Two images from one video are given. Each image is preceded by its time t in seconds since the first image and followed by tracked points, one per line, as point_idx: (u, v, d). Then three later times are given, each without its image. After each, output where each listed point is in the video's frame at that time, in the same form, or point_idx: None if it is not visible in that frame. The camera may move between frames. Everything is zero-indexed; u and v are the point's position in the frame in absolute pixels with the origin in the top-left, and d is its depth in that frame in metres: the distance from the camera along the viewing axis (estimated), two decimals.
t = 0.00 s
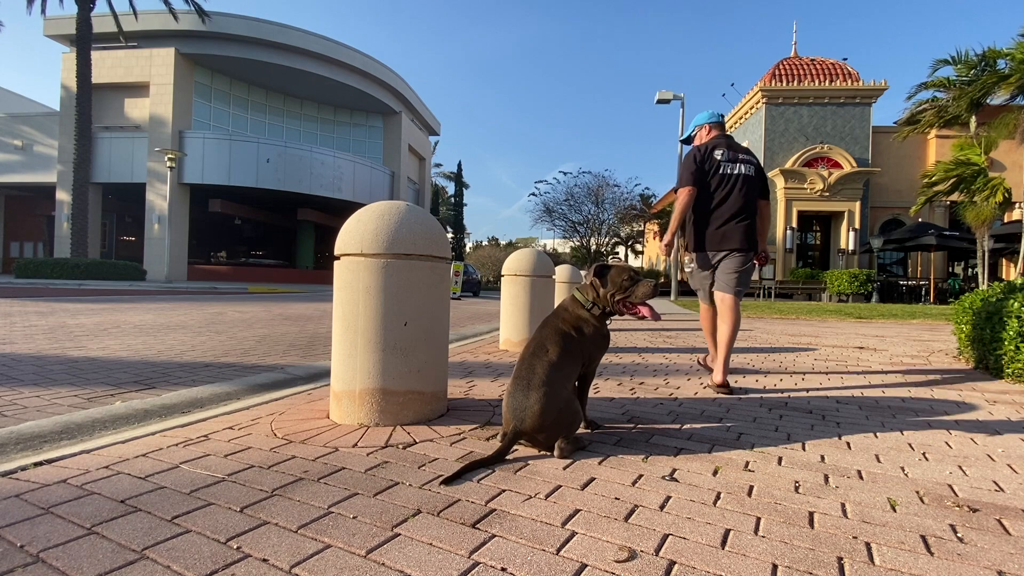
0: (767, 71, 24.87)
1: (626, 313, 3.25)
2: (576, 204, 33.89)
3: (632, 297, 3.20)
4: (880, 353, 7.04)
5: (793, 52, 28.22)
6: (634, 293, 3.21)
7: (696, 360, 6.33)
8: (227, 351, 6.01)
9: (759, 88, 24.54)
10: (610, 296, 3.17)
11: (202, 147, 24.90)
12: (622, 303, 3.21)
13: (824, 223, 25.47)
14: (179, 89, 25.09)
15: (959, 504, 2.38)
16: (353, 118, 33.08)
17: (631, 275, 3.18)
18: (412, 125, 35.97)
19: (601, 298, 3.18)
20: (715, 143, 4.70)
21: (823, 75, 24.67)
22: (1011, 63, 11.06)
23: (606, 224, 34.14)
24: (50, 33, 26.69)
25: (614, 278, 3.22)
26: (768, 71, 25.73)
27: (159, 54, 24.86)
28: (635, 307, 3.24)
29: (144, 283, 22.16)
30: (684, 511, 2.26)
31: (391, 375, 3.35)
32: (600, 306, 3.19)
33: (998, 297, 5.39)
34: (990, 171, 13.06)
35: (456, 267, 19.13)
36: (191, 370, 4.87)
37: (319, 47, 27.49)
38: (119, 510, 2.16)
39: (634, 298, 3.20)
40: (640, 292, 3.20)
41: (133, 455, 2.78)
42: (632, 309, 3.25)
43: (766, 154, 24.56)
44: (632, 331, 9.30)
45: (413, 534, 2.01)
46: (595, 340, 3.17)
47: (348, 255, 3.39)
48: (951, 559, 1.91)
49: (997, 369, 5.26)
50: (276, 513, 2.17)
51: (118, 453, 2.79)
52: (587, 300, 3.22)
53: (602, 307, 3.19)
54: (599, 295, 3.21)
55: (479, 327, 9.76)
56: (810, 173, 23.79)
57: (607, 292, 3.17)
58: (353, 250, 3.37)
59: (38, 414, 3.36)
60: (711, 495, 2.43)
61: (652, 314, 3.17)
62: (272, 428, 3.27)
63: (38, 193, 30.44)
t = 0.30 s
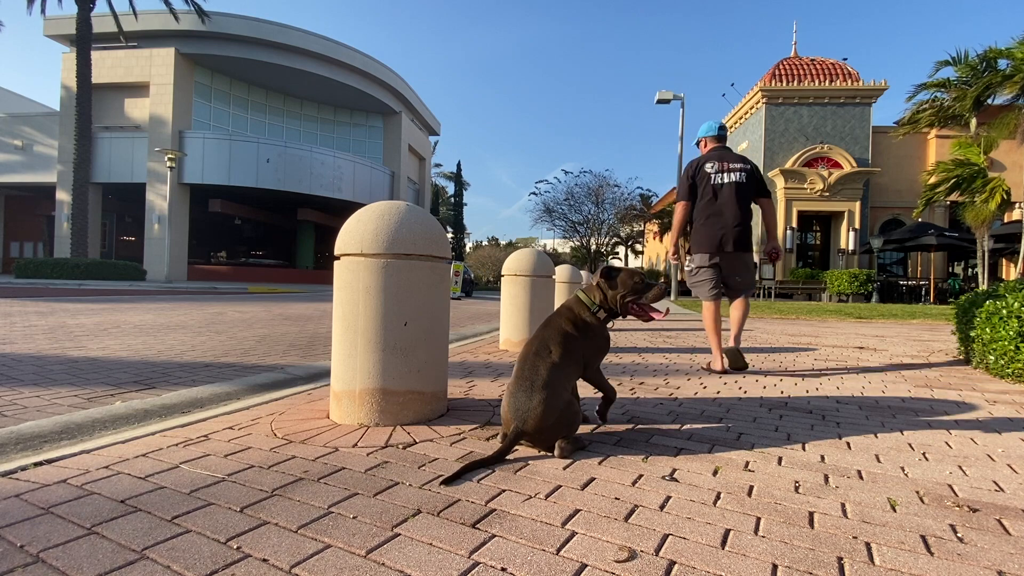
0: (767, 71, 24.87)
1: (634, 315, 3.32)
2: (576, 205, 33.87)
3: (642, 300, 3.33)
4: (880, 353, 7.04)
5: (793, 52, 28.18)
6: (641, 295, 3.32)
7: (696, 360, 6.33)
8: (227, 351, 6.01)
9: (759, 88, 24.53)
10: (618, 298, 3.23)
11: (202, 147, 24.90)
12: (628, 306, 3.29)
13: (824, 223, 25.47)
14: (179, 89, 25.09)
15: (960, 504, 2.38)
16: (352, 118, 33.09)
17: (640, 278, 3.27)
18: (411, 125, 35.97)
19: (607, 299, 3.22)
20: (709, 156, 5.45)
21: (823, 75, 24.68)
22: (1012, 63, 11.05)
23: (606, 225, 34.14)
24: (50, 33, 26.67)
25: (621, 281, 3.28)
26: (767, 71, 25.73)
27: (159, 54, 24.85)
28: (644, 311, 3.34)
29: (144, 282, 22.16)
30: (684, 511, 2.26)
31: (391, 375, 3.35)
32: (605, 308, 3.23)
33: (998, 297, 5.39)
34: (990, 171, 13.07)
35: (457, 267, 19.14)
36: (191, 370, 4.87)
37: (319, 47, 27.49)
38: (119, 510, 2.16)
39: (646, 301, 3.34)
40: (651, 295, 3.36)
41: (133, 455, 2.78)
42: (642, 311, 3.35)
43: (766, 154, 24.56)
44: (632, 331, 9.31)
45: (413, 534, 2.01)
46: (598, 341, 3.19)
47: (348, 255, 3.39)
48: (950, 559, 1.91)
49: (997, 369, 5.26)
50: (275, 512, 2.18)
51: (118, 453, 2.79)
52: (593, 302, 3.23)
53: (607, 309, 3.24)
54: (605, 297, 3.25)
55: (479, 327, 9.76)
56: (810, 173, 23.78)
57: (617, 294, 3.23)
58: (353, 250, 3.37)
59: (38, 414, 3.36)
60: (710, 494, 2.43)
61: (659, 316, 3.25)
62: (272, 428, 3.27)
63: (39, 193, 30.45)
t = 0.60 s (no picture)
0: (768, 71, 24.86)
1: (651, 319, 3.30)
2: (576, 204, 33.85)
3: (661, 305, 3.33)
4: (880, 354, 7.04)
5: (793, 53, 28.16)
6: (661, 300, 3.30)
7: (696, 360, 6.34)
8: (227, 351, 6.01)
9: (759, 88, 24.53)
10: (636, 303, 3.24)
11: (202, 147, 24.89)
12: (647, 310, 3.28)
13: (824, 223, 25.47)
14: (178, 89, 25.08)
15: (960, 504, 2.38)
16: (352, 118, 33.08)
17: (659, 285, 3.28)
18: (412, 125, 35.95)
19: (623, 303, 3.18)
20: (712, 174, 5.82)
21: (823, 75, 24.67)
22: (1014, 64, 11.05)
23: (606, 225, 34.15)
24: (50, 33, 26.68)
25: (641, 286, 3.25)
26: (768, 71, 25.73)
27: (159, 54, 24.84)
28: (662, 317, 3.40)
29: (144, 282, 22.16)
30: (684, 511, 2.26)
31: (391, 375, 3.35)
32: (622, 311, 3.20)
33: (998, 297, 5.39)
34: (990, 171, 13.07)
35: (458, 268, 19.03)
36: (191, 370, 4.87)
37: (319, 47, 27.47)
38: (118, 511, 2.16)
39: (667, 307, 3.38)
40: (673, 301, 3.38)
41: (133, 455, 2.78)
42: (662, 317, 3.41)
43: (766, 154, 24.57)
44: (632, 331, 9.31)
45: (413, 534, 2.01)
46: (612, 344, 3.14)
47: (348, 255, 3.39)
48: (951, 559, 1.91)
49: (997, 369, 5.27)
50: (275, 512, 2.18)
51: (118, 453, 2.79)
52: (609, 304, 3.19)
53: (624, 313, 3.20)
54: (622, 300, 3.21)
55: (479, 326, 9.78)
56: (810, 173, 23.78)
57: (639, 299, 3.24)
58: (353, 250, 3.37)
59: (38, 414, 3.36)
60: (710, 495, 2.43)
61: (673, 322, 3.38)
62: (272, 429, 3.27)
63: (39, 193, 30.44)
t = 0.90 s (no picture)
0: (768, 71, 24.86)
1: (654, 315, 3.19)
2: (576, 204, 33.83)
3: (658, 297, 3.17)
4: (881, 354, 7.04)
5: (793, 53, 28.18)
6: (659, 292, 3.17)
7: (696, 360, 6.33)
8: (227, 351, 6.01)
9: (759, 88, 24.54)
10: (634, 297, 3.13)
11: (202, 147, 24.90)
12: (642, 304, 3.16)
13: (824, 223, 25.48)
14: (178, 89, 25.08)
15: (960, 504, 2.38)
16: (353, 118, 33.09)
17: (656, 276, 3.16)
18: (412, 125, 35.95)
19: (623, 300, 3.12)
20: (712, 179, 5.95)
21: (823, 75, 24.68)
22: (1014, 63, 11.07)
23: (606, 224, 34.15)
24: (50, 33, 26.69)
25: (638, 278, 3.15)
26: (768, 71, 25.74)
27: (159, 54, 24.85)
28: (662, 310, 3.22)
29: (144, 282, 22.15)
30: (684, 511, 2.26)
31: (391, 374, 3.35)
32: (622, 308, 3.13)
33: (998, 296, 5.38)
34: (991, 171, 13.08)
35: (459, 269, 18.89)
36: (191, 370, 4.87)
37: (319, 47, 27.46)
38: (119, 510, 2.16)
39: (663, 296, 3.18)
40: (670, 290, 3.18)
41: (134, 455, 2.78)
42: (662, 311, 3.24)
43: (767, 154, 24.57)
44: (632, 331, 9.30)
45: (412, 535, 2.01)
46: (615, 342, 3.10)
47: (348, 255, 3.39)
48: (950, 559, 1.91)
49: (997, 369, 5.27)
50: (275, 513, 2.17)
51: (118, 453, 2.79)
52: (610, 302, 3.14)
53: (624, 309, 3.12)
54: (621, 296, 3.15)
55: (479, 326, 9.78)
56: (810, 173, 23.78)
57: (629, 293, 3.14)
58: (353, 250, 3.37)
59: (38, 415, 3.36)
60: (710, 495, 2.43)
61: (677, 314, 3.16)
62: (272, 428, 3.27)
63: (39, 193, 30.45)
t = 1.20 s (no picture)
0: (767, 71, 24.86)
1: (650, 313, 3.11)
2: (576, 204, 33.81)
3: (651, 296, 3.08)
4: (880, 354, 7.03)
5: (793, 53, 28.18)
6: (653, 291, 3.09)
7: (696, 360, 6.34)
8: (227, 350, 6.02)
9: (759, 88, 24.54)
10: (630, 296, 3.08)
11: (202, 147, 24.90)
12: (639, 303, 3.08)
13: (824, 223, 25.47)
14: (178, 89, 25.08)
15: (960, 504, 2.38)
16: (353, 118, 33.08)
17: (651, 273, 3.11)
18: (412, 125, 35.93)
19: (619, 299, 3.08)
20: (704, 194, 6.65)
21: (823, 76, 24.68)
22: (1012, 64, 11.09)
23: (606, 224, 34.14)
24: (50, 33, 26.68)
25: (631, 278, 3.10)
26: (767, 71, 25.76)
27: (159, 54, 24.85)
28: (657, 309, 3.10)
29: (144, 282, 22.14)
30: (684, 511, 2.27)
31: (391, 374, 3.35)
32: (619, 308, 3.09)
33: (998, 296, 5.38)
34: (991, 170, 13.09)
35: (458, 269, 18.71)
36: (191, 370, 4.87)
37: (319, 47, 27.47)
38: (118, 510, 2.16)
39: (654, 295, 3.08)
40: (661, 289, 3.06)
41: (133, 455, 2.78)
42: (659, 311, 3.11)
43: (767, 154, 24.58)
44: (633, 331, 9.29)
45: (412, 534, 2.01)
46: (613, 342, 3.09)
47: (348, 255, 3.39)
48: (951, 559, 1.91)
49: (996, 369, 5.27)
50: (276, 512, 2.18)
51: (118, 453, 2.79)
52: (606, 302, 3.12)
53: (619, 309, 3.08)
54: (616, 296, 3.11)
55: (479, 326, 9.78)
56: (810, 173, 23.77)
57: (625, 293, 3.08)
58: (353, 250, 3.37)
59: (38, 414, 3.36)
60: (710, 495, 2.43)
61: (670, 313, 3.02)
62: (272, 428, 3.27)
63: (39, 193, 30.45)
